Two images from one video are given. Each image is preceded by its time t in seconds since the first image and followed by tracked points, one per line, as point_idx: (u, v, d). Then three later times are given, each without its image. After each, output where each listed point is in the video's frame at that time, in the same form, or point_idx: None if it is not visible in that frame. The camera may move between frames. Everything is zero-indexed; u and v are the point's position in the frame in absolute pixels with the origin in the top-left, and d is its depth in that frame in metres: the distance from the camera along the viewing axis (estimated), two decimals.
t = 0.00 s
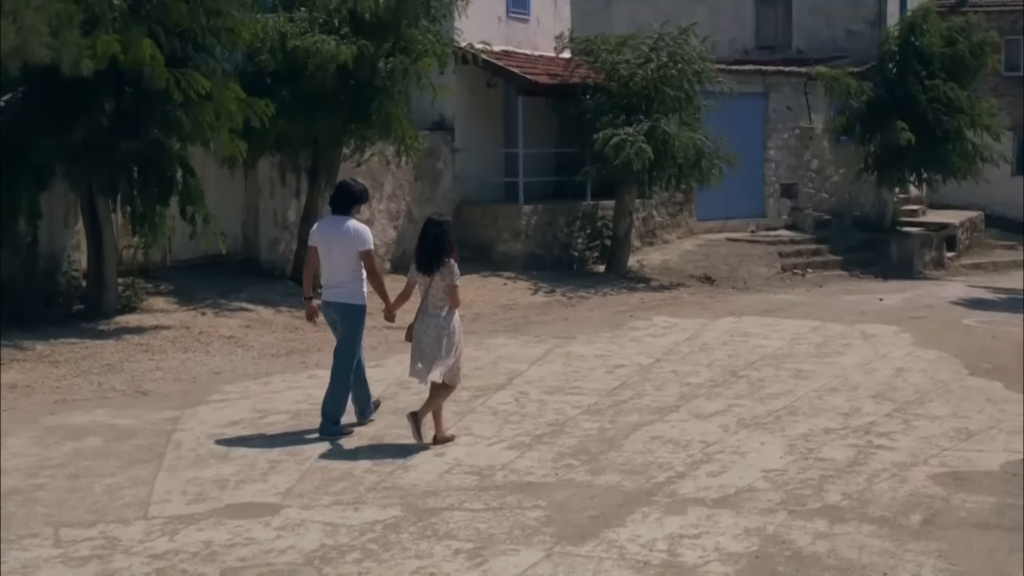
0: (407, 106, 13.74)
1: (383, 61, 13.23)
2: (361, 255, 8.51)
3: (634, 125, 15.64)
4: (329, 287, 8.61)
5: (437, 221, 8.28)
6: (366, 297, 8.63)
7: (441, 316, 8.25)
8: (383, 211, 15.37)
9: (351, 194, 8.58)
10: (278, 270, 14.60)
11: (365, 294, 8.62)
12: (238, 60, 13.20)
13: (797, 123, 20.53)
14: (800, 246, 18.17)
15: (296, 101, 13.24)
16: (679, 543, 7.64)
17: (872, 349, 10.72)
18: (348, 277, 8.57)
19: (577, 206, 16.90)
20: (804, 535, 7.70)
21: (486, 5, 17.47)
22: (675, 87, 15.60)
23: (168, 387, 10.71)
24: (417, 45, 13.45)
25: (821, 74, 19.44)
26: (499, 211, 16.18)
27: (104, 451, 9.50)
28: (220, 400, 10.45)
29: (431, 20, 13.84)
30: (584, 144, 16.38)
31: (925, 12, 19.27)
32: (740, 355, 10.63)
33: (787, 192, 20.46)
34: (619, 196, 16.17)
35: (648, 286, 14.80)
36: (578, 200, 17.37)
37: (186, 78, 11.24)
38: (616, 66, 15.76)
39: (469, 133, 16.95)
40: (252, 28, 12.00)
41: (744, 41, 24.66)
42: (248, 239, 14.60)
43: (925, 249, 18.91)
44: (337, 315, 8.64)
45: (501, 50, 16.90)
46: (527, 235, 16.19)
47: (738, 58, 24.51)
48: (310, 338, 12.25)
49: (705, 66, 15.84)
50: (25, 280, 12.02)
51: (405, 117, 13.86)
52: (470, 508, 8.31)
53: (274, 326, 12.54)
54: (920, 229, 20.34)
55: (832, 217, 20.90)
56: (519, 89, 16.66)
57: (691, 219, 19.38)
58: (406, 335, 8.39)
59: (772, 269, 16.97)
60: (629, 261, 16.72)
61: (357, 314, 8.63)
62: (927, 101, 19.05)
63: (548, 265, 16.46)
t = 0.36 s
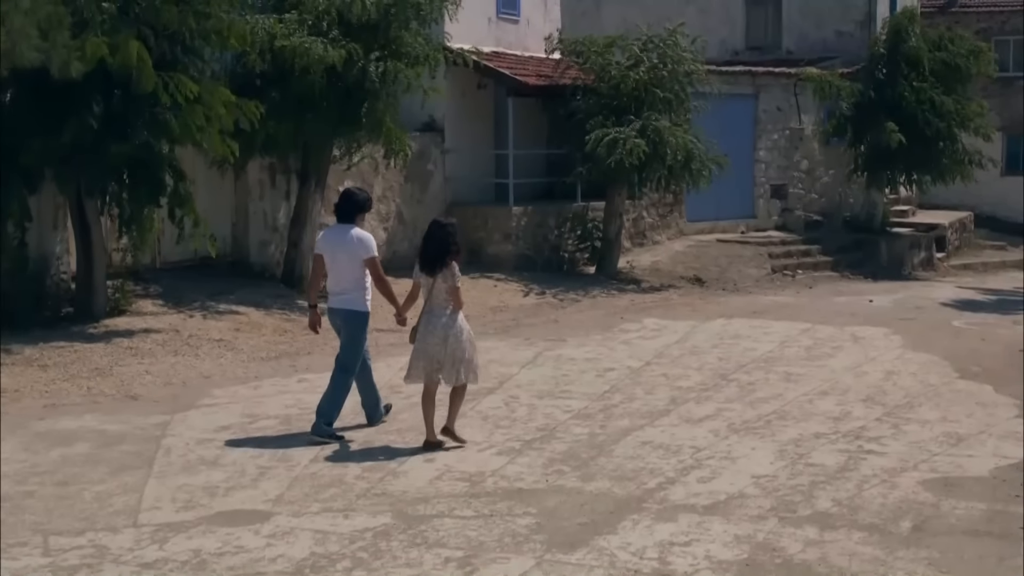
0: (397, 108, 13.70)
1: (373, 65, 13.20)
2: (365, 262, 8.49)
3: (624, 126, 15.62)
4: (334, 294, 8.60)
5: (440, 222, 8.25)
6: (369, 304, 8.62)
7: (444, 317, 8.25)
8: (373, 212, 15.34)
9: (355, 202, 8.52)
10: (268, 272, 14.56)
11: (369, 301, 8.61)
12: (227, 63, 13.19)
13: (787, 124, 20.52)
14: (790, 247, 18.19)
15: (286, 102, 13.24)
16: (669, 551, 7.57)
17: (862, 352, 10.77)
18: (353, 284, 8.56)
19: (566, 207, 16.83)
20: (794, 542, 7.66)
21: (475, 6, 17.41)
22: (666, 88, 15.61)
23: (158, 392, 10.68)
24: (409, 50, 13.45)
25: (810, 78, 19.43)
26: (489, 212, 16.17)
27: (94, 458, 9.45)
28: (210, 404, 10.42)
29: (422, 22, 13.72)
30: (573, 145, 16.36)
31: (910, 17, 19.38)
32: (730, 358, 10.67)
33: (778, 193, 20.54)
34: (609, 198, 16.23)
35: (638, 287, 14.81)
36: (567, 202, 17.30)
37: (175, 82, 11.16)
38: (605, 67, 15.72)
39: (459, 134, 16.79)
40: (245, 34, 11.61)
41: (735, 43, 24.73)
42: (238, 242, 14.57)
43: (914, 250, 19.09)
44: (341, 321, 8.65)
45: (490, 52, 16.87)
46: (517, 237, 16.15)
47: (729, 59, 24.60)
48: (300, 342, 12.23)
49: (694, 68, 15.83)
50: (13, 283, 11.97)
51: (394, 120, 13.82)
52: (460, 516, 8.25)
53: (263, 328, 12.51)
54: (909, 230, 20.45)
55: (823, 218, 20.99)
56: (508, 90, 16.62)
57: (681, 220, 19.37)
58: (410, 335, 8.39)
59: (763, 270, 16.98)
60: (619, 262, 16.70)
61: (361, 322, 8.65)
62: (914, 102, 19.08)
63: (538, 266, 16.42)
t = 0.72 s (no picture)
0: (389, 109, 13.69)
1: (365, 69, 13.20)
2: (370, 265, 8.54)
3: (616, 125, 15.57)
4: (340, 296, 8.68)
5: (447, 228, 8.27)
6: (374, 305, 8.69)
7: (452, 322, 8.28)
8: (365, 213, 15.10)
9: (359, 203, 8.51)
10: (260, 272, 14.56)
11: (373, 303, 8.68)
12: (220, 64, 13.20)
13: (779, 124, 20.55)
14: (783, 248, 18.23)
15: (277, 102, 13.24)
16: (661, 558, 7.52)
17: (854, 354, 10.76)
18: (358, 286, 8.63)
19: (559, 207, 16.86)
20: (785, 549, 7.62)
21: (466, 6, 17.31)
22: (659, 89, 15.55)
23: (150, 395, 10.63)
24: (401, 53, 13.41)
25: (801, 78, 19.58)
26: (481, 213, 16.07)
27: (85, 462, 9.38)
28: (202, 408, 10.39)
29: (413, 23, 13.70)
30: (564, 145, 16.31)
31: (892, 16, 19.64)
32: (722, 359, 10.71)
33: (769, 192, 20.59)
34: (602, 199, 16.21)
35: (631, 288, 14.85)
36: (558, 202, 17.35)
37: (163, 85, 11.19)
38: (598, 68, 15.75)
39: (451, 134, 16.79)
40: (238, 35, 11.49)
41: (727, 41, 24.79)
42: (229, 242, 14.55)
43: (905, 250, 19.21)
44: (347, 323, 8.72)
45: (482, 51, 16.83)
46: (509, 237, 16.12)
47: (721, 58, 24.65)
48: (292, 344, 12.21)
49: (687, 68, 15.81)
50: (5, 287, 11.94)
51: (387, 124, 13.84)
52: (451, 522, 8.19)
53: (255, 330, 12.48)
54: (901, 229, 20.49)
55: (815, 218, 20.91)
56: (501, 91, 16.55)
57: (673, 220, 19.36)
58: (415, 339, 8.40)
59: (755, 270, 16.98)
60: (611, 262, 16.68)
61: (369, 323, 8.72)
62: (904, 99, 19.08)
63: (530, 266, 16.38)
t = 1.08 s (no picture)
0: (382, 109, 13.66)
1: (358, 70, 13.15)
2: (374, 262, 8.57)
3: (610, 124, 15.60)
4: (347, 292, 8.72)
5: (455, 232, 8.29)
6: (382, 302, 8.70)
7: (462, 324, 8.31)
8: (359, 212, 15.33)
9: (368, 201, 8.59)
10: (252, 271, 14.50)
11: (381, 299, 8.69)
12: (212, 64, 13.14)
13: (772, 122, 20.49)
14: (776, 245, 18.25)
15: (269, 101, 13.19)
16: (654, 563, 7.44)
17: (847, 353, 10.94)
18: (364, 283, 8.65)
19: (552, 206, 16.81)
20: (778, 553, 7.54)
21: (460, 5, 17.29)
22: (652, 90, 15.60)
23: (142, 397, 10.60)
24: (395, 53, 13.38)
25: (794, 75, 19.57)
26: (474, 212, 16.11)
27: (78, 465, 9.25)
28: (195, 410, 10.35)
29: (406, 23, 13.66)
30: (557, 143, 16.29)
31: (880, 12, 19.65)
32: (714, 360, 10.82)
33: (763, 190, 20.52)
34: (595, 196, 16.12)
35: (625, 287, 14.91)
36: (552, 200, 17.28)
37: (156, 87, 11.14)
38: (591, 68, 15.73)
39: (445, 133, 16.79)
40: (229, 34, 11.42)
41: (721, 39, 24.92)
42: (222, 241, 14.52)
43: (899, 248, 19.06)
44: (356, 319, 8.74)
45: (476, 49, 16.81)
46: (502, 236, 16.10)
47: (716, 57, 24.78)
48: (285, 344, 12.19)
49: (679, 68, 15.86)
50: None
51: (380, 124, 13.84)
52: (444, 526, 8.09)
53: (248, 330, 12.45)
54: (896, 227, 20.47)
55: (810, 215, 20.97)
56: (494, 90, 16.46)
57: (667, 218, 19.37)
58: (426, 343, 8.42)
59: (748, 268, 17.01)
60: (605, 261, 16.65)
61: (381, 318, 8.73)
62: (895, 93, 19.06)
63: (524, 265, 16.35)
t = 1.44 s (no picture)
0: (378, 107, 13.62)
1: (352, 69, 13.06)
2: (381, 262, 8.54)
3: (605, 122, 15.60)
4: (354, 290, 8.69)
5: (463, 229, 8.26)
6: (390, 300, 8.67)
7: (471, 320, 8.32)
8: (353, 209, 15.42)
9: (376, 202, 8.55)
10: (247, 270, 14.47)
11: (389, 297, 8.66)
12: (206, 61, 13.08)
13: (768, 118, 20.60)
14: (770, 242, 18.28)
15: (264, 98, 13.18)
16: (649, 567, 7.36)
17: (841, 353, 11.00)
18: (371, 281, 8.62)
19: (548, 203, 16.79)
20: (773, 558, 7.46)
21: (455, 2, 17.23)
22: (648, 89, 15.57)
23: (136, 398, 10.57)
24: (389, 50, 13.39)
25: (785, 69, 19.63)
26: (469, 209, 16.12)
27: (71, 467, 9.13)
28: (189, 411, 10.32)
29: (399, 20, 13.67)
30: (553, 140, 16.31)
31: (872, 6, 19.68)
32: (708, 360, 10.88)
33: (758, 187, 20.63)
34: (590, 194, 16.10)
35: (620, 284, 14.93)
36: (546, 198, 17.24)
37: (151, 84, 11.07)
38: (585, 65, 15.63)
39: (440, 131, 16.75)
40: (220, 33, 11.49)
41: (716, 36, 24.80)
42: (216, 240, 14.43)
43: (894, 245, 19.10)
44: (366, 318, 8.70)
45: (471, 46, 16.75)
46: (497, 233, 16.06)
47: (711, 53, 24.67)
48: (278, 344, 12.16)
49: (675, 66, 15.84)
50: None
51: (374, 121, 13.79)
52: (439, 530, 8.01)
53: (242, 329, 12.42)
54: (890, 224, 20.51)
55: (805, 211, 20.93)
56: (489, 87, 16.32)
57: (662, 215, 19.37)
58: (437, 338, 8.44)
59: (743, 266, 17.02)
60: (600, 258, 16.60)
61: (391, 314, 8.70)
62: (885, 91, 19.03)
63: (518, 262, 16.34)
